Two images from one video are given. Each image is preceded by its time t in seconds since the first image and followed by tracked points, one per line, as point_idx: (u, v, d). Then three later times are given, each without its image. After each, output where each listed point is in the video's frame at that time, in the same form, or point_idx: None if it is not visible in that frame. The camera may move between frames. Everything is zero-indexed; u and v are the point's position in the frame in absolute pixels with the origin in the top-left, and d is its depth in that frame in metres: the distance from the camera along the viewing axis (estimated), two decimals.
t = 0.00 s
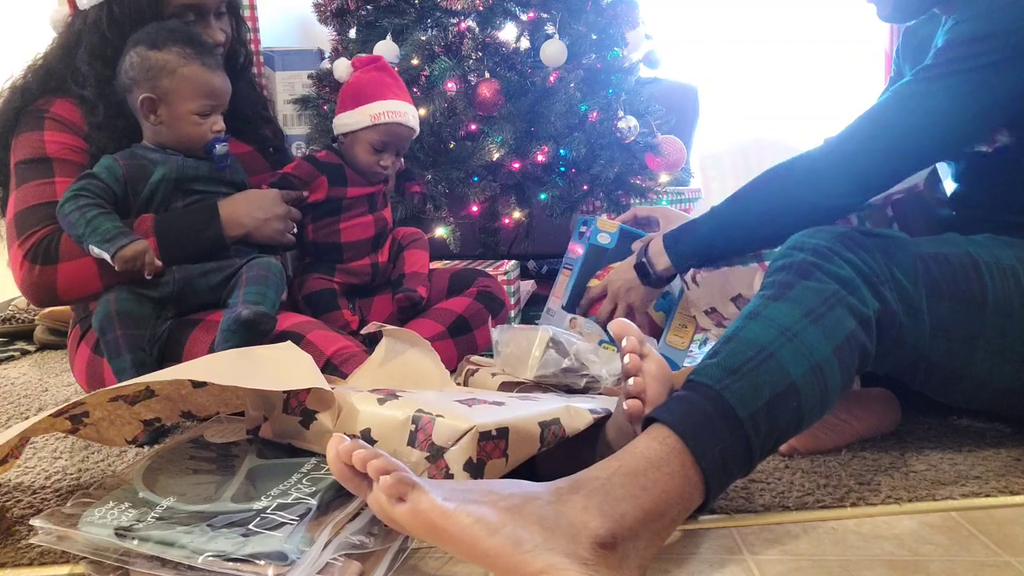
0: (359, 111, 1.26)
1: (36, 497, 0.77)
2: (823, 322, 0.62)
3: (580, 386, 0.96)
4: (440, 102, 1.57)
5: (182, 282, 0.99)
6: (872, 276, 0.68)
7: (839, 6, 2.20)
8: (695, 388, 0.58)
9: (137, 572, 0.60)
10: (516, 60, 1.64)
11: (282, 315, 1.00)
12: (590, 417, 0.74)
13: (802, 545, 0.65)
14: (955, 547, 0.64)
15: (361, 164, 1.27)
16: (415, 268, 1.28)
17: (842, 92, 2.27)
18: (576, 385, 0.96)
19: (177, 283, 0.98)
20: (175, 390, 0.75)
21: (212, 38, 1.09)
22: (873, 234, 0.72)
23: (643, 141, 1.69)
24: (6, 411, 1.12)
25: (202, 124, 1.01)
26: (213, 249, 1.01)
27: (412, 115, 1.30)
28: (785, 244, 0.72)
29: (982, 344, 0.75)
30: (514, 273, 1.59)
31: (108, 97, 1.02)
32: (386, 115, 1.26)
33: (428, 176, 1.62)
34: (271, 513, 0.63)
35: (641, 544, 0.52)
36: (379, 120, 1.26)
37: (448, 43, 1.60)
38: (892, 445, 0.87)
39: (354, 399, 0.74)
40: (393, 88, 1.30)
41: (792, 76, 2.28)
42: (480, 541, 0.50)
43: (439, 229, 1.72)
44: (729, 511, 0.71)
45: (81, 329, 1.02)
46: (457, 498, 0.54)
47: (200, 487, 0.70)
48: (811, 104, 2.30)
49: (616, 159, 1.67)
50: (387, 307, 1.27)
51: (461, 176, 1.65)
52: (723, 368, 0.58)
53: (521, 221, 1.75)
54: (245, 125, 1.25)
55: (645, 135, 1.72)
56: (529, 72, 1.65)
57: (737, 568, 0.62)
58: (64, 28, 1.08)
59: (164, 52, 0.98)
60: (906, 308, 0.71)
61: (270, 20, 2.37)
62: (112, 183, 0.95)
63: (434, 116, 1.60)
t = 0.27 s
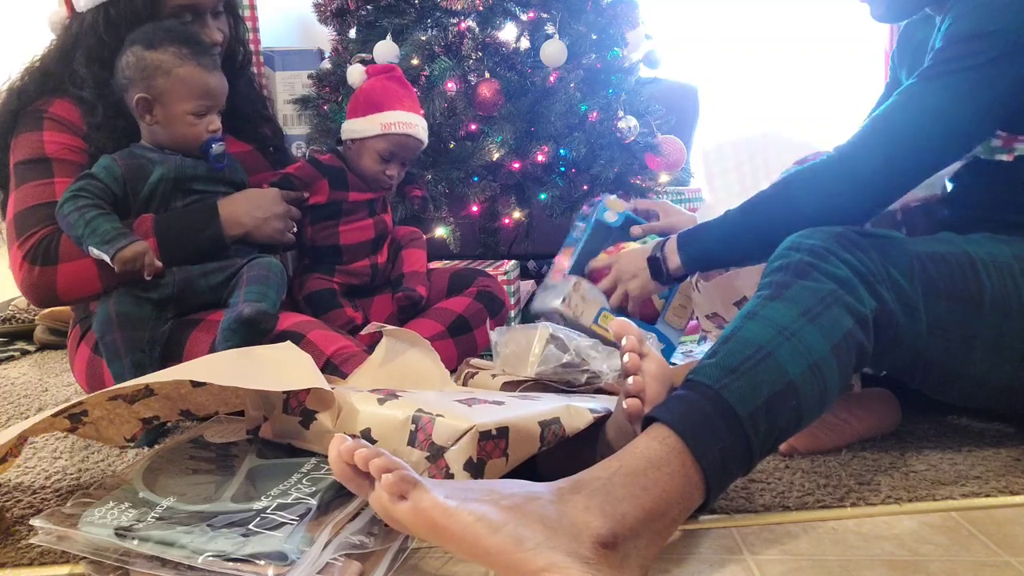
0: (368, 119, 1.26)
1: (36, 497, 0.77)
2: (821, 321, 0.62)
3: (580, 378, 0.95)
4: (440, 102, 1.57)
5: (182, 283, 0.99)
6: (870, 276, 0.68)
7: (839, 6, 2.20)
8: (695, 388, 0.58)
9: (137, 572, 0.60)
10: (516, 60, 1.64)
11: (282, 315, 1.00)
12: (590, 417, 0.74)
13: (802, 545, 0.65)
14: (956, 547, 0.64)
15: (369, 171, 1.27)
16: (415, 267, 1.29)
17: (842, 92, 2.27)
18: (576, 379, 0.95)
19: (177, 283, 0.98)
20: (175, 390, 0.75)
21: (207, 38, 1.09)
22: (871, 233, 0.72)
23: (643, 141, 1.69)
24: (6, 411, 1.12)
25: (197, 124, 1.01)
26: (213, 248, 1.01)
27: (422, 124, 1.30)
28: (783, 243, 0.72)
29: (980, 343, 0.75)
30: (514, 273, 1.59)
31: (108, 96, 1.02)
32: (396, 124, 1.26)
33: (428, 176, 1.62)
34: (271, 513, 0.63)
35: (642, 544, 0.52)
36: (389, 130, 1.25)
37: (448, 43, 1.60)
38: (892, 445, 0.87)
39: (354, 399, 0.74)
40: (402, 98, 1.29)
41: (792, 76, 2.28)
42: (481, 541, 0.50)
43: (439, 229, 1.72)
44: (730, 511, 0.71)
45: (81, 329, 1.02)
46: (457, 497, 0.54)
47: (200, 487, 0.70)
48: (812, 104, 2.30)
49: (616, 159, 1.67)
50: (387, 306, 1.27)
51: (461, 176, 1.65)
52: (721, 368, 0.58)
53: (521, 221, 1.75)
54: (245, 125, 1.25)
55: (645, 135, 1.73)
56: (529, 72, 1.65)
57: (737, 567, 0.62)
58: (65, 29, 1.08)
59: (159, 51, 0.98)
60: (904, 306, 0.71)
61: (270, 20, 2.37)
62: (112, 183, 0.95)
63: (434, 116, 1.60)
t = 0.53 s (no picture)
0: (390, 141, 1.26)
1: (36, 497, 0.77)
2: (819, 321, 0.62)
3: (580, 381, 0.96)
4: (440, 102, 1.58)
5: (183, 286, 0.99)
6: (869, 276, 0.68)
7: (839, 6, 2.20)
8: (694, 388, 0.58)
9: (137, 572, 0.60)
10: (516, 60, 1.64)
11: (282, 315, 1.00)
12: (590, 417, 0.74)
13: (802, 545, 0.65)
14: (955, 547, 0.64)
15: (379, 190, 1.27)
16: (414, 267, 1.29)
17: (842, 92, 2.27)
18: (577, 384, 0.95)
19: (177, 286, 0.98)
20: (175, 390, 0.75)
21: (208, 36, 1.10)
22: (870, 233, 0.72)
23: (643, 141, 1.69)
24: (6, 411, 1.12)
25: (208, 121, 1.02)
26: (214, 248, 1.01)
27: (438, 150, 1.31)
28: (781, 244, 0.72)
29: (979, 342, 0.75)
30: (514, 273, 1.59)
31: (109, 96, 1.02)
32: (417, 150, 1.27)
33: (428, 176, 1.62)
34: (271, 513, 0.63)
35: (642, 543, 0.52)
36: (409, 154, 1.26)
37: (448, 43, 1.60)
38: (892, 445, 0.87)
39: (354, 399, 0.74)
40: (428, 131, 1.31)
41: (792, 76, 2.29)
42: (481, 540, 0.50)
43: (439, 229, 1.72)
44: (729, 511, 0.71)
45: (81, 329, 1.02)
46: (457, 497, 0.54)
47: (200, 487, 0.70)
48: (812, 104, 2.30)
49: (616, 159, 1.67)
50: (387, 306, 1.27)
51: (461, 176, 1.65)
52: (720, 368, 0.58)
53: (521, 221, 1.75)
54: (245, 125, 1.25)
55: (645, 135, 1.73)
56: (529, 72, 1.65)
57: (736, 567, 0.62)
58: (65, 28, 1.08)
59: (168, 50, 0.98)
60: (903, 305, 0.71)
61: (270, 20, 2.37)
62: (112, 182, 0.95)
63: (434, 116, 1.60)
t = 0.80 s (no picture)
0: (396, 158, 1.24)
1: (36, 497, 0.77)
2: (819, 321, 0.62)
3: (580, 381, 0.96)
4: (440, 102, 1.58)
5: (181, 285, 0.98)
6: (869, 276, 0.68)
7: (838, 5, 2.20)
8: (694, 388, 0.58)
9: (137, 572, 0.60)
10: (516, 60, 1.64)
11: (282, 315, 1.01)
12: (590, 417, 0.74)
13: (801, 545, 0.65)
14: (955, 547, 0.64)
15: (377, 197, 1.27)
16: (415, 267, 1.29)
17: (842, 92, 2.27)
18: (577, 384, 0.95)
19: (176, 285, 0.98)
20: (175, 390, 0.75)
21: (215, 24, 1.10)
22: (871, 233, 0.72)
23: (643, 141, 1.69)
24: (6, 411, 1.12)
25: (212, 122, 1.02)
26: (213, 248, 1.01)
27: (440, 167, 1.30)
28: (781, 244, 0.72)
29: (978, 341, 0.75)
30: (514, 273, 1.59)
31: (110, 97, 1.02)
32: (422, 168, 1.25)
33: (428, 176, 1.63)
34: (271, 513, 0.63)
35: (642, 543, 0.52)
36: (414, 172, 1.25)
37: (448, 43, 1.60)
38: (891, 445, 0.87)
39: (354, 399, 0.74)
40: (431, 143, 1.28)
41: (792, 76, 2.28)
42: (481, 540, 0.50)
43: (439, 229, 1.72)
44: (729, 510, 0.71)
45: (81, 329, 1.03)
46: (458, 497, 0.54)
47: (200, 487, 0.70)
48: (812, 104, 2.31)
49: (616, 159, 1.67)
50: (388, 305, 1.27)
51: (461, 176, 1.65)
52: (720, 368, 0.58)
53: (521, 221, 1.76)
54: (245, 125, 1.25)
55: (645, 135, 1.72)
56: (529, 72, 1.65)
57: (736, 567, 0.62)
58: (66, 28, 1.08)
59: (172, 51, 0.98)
60: (903, 305, 0.71)
61: (270, 20, 2.37)
62: (114, 185, 0.95)
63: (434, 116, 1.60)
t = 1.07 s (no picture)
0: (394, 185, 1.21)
1: (36, 497, 0.77)
2: (818, 322, 0.62)
3: (580, 381, 0.95)
4: (441, 102, 1.58)
5: (180, 282, 0.99)
6: (868, 278, 0.68)
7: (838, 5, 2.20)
8: (693, 389, 0.58)
9: (137, 572, 0.60)
10: (516, 60, 1.64)
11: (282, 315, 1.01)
12: (590, 416, 0.74)
13: (802, 545, 0.65)
14: (955, 547, 0.64)
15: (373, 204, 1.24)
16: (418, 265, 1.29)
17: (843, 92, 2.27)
18: (576, 385, 0.95)
19: (175, 283, 0.98)
20: (175, 390, 0.75)
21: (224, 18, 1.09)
22: (870, 234, 0.72)
23: (643, 141, 1.69)
24: (6, 411, 1.12)
25: (210, 125, 1.02)
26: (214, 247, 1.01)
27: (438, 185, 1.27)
28: (780, 245, 0.72)
29: (978, 342, 0.75)
30: (514, 273, 1.59)
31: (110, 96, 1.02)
32: (419, 197, 1.23)
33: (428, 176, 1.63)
34: (271, 513, 0.63)
35: (641, 543, 0.52)
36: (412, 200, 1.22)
37: (447, 44, 1.60)
38: (891, 445, 0.87)
39: (354, 399, 0.74)
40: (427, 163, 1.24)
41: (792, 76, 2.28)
42: (480, 540, 0.50)
43: (439, 230, 1.71)
44: (729, 511, 0.71)
45: (81, 328, 1.03)
46: (456, 498, 0.54)
47: (200, 487, 0.70)
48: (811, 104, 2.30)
49: (616, 159, 1.67)
50: (390, 304, 1.27)
51: (461, 176, 1.65)
52: (719, 369, 0.58)
53: (521, 221, 1.75)
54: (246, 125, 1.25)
55: (645, 135, 1.72)
56: (529, 72, 1.65)
57: (736, 567, 0.62)
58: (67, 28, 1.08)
59: (170, 54, 0.97)
60: (902, 306, 0.70)
61: (269, 20, 2.37)
62: (113, 180, 0.95)
63: (434, 116, 1.60)
